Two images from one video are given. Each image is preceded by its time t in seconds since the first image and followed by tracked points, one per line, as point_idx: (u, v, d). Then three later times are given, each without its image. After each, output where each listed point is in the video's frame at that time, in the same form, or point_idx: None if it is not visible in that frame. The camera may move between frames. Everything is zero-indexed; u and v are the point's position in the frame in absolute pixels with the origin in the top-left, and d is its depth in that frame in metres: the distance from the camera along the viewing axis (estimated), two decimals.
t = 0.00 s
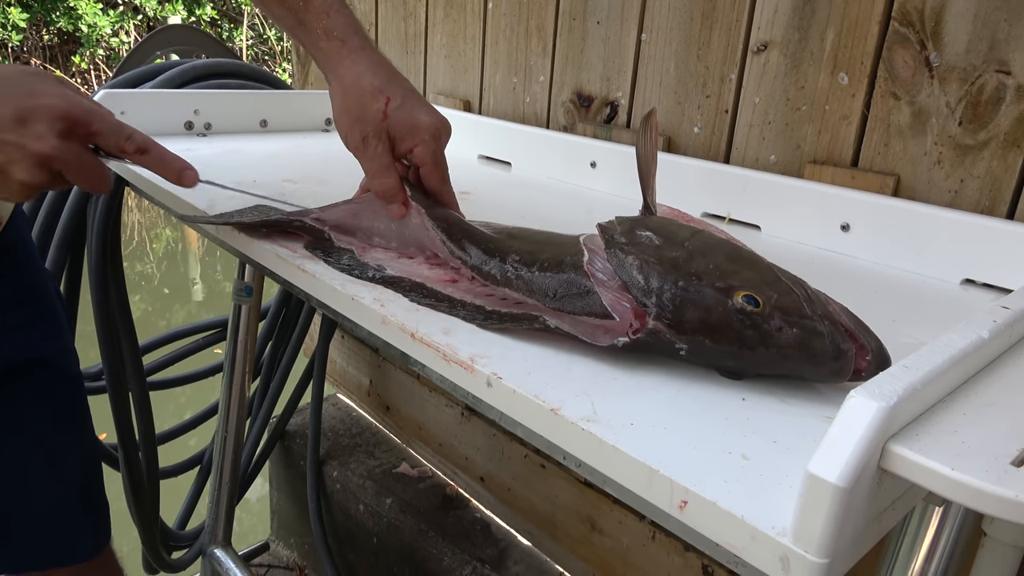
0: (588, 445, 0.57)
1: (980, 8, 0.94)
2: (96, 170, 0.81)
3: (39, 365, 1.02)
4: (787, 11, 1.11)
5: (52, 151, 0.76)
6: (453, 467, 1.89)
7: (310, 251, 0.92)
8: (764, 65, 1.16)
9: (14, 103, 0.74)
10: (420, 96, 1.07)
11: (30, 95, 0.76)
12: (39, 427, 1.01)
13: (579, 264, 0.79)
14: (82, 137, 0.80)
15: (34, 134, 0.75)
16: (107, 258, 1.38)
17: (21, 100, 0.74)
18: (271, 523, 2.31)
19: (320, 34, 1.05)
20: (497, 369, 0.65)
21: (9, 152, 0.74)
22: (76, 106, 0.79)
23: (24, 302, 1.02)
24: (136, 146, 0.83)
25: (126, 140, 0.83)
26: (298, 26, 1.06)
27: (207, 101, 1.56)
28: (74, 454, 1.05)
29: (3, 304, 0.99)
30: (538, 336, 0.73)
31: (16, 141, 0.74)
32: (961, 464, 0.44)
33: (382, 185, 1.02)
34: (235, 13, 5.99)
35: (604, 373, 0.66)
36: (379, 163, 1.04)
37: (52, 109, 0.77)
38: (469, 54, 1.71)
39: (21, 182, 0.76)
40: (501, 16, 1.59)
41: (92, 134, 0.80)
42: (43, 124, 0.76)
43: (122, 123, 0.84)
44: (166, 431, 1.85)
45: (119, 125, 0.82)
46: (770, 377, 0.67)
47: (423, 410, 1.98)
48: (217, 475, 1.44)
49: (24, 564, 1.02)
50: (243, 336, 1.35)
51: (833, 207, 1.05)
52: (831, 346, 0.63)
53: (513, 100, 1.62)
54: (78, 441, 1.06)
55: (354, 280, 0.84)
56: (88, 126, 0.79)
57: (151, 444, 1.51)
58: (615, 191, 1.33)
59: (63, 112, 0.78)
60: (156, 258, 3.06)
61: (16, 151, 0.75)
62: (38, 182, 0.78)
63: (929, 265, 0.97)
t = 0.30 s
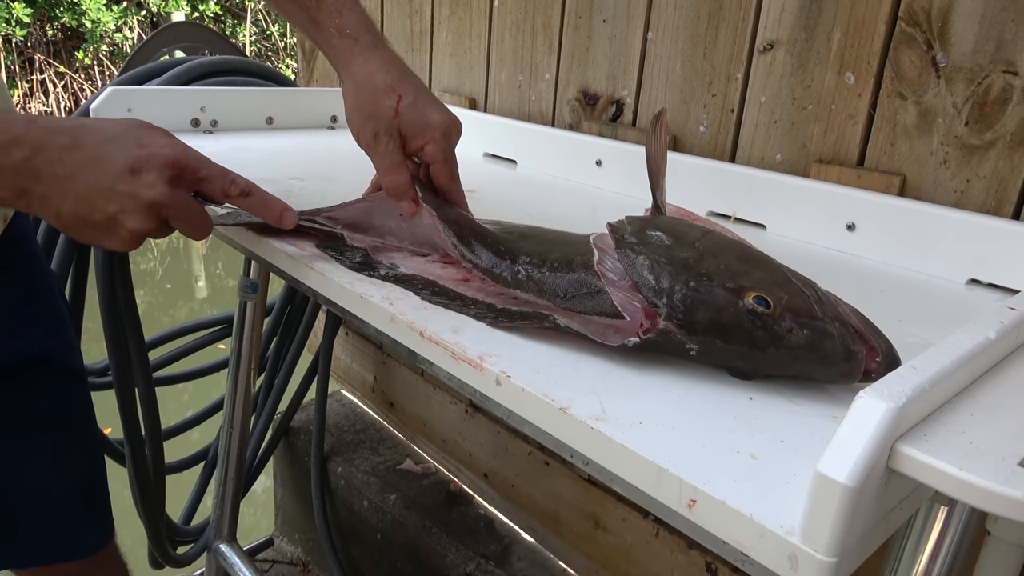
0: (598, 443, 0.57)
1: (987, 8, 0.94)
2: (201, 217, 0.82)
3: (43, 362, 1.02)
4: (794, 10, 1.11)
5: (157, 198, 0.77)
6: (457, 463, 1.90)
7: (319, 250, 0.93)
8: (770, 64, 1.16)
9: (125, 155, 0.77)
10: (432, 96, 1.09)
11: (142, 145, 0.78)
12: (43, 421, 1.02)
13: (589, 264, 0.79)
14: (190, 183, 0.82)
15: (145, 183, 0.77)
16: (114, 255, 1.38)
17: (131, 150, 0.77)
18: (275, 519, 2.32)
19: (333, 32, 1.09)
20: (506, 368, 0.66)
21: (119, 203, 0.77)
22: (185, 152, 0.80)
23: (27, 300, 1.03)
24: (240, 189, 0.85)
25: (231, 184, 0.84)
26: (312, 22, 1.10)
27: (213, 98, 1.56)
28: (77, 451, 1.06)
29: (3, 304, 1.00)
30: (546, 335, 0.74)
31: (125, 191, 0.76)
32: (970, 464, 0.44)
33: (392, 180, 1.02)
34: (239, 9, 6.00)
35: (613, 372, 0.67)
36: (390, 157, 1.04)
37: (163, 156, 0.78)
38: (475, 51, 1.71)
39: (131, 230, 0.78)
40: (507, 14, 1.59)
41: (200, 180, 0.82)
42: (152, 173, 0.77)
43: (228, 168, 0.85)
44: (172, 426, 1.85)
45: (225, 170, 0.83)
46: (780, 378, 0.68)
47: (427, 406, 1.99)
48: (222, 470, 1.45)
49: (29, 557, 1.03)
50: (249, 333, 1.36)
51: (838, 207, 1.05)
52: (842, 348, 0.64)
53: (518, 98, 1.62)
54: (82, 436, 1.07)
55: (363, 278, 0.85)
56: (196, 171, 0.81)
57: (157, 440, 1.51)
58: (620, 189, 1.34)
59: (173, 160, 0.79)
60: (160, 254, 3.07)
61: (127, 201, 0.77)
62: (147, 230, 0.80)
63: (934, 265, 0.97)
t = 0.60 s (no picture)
0: (603, 439, 0.58)
1: (994, 7, 0.93)
2: (224, 212, 0.82)
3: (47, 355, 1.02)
4: (800, 8, 1.11)
5: (185, 188, 0.77)
6: (459, 459, 1.90)
7: (324, 245, 0.93)
8: (777, 62, 1.16)
9: (157, 144, 0.77)
10: (445, 92, 1.09)
11: (172, 136, 0.78)
12: (47, 415, 1.02)
13: (594, 260, 0.80)
14: (216, 177, 0.82)
15: (174, 173, 0.77)
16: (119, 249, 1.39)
17: (162, 140, 0.78)
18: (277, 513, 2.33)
19: (349, 24, 1.10)
20: (512, 363, 0.66)
21: (146, 191, 0.76)
22: (215, 146, 0.81)
23: (29, 293, 1.02)
24: (265, 186, 0.87)
25: (257, 180, 0.86)
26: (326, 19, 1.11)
27: (219, 94, 1.57)
28: (82, 447, 1.06)
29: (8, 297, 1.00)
30: (554, 332, 0.73)
31: (154, 180, 0.76)
32: (975, 461, 0.44)
33: (396, 173, 1.02)
34: (243, 4, 6.01)
35: (618, 367, 0.67)
36: (396, 151, 1.04)
37: (193, 148, 0.79)
38: (480, 47, 1.71)
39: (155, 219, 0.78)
40: (512, 10, 1.59)
41: (227, 175, 0.83)
42: (182, 163, 0.78)
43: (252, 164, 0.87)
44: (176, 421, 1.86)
45: (253, 166, 0.85)
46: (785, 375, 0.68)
47: (430, 402, 2.00)
48: (226, 465, 1.46)
49: (33, 552, 1.03)
50: (253, 327, 1.36)
51: (843, 205, 1.05)
52: (847, 345, 0.64)
53: (523, 95, 1.62)
54: (86, 430, 1.07)
55: (368, 274, 0.85)
56: (224, 165, 0.82)
57: (161, 434, 1.52)
58: (625, 186, 1.34)
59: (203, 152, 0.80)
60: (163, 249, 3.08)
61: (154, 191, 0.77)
62: (170, 220, 0.79)
63: (939, 264, 0.97)
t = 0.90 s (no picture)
0: (604, 441, 0.58)
1: (996, 7, 0.93)
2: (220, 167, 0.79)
3: (57, 353, 1.02)
4: (802, 8, 1.11)
5: (201, 129, 0.74)
6: (461, 459, 1.91)
7: (328, 246, 0.94)
8: (779, 62, 1.16)
9: (174, 84, 0.74)
10: (435, 97, 1.07)
11: (189, 81, 0.76)
12: (58, 415, 1.02)
13: (587, 262, 0.80)
14: (224, 131, 0.80)
15: (190, 115, 0.74)
16: (122, 249, 1.39)
17: (179, 82, 0.75)
18: (280, 511, 2.33)
19: (338, 39, 1.09)
20: (514, 365, 0.66)
21: (156, 125, 0.72)
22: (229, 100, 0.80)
23: (39, 294, 1.02)
24: (268, 154, 0.85)
25: (261, 145, 0.84)
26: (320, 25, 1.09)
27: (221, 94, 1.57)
28: (91, 448, 1.06)
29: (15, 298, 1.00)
30: (550, 333, 0.74)
31: (168, 115, 0.72)
32: (975, 465, 0.44)
33: (399, 193, 1.02)
34: (246, 2, 6.02)
35: (618, 369, 0.67)
36: (396, 168, 1.03)
37: (211, 96, 0.77)
38: (482, 47, 1.71)
39: (157, 156, 0.72)
40: (514, 10, 1.59)
41: (235, 132, 0.81)
42: (198, 108, 0.75)
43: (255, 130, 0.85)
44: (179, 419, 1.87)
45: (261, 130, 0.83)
46: (777, 376, 0.68)
47: (432, 402, 2.00)
48: (229, 463, 1.46)
49: (43, 553, 1.04)
50: (256, 327, 1.36)
51: (844, 205, 1.05)
52: (835, 346, 0.64)
53: (525, 94, 1.62)
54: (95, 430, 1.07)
55: (371, 275, 0.85)
56: (236, 122, 0.80)
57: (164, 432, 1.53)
58: (626, 186, 1.34)
59: (219, 103, 0.78)
60: (165, 248, 3.09)
61: (165, 125, 0.72)
62: (173, 162, 0.74)
63: (941, 265, 0.97)
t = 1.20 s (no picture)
0: (599, 444, 0.58)
1: (992, 10, 0.93)
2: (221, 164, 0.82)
3: (58, 363, 0.99)
4: (799, 11, 1.11)
5: (207, 130, 0.76)
6: (460, 459, 1.91)
7: (325, 248, 0.94)
8: (776, 64, 1.16)
9: (182, 80, 0.75)
10: (436, 113, 1.06)
11: (198, 74, 0.76)
12: (59, 421, 0.99)
13: (580, 265, 0.80)
14: (230, 125, 0.81)
15: (197, 113, 0.75)
16: (122, 250, 1.40)
17: (188, 78, 0.75)
18: (280, 512, 2.34)
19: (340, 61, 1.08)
20: (509, 369, 0.67)
21: (163, 124, 0.74)
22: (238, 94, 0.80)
23: (43, 304, 0.99)
24: (274, 150, 0.85)
25: (266, 141, 0.85)
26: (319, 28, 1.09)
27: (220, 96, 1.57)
28: (96, 461, 1.03)
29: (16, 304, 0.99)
30: (541, 335, 0.74)
31: (176, 114, 0.74)
32: (963, 470, 0.45)
33: (411, 216, 1.02)
34: (246, 2, 6.04)
35: (613, 372, 0.68)
36: (404, 191, 1.04)
37: (220, 92, 0.78)
38: (481, 49, 1.71)
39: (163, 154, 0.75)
40: (512, 12, 1.60)
41: (241, 127, 0.82)
42: (205, 104, 0.76)
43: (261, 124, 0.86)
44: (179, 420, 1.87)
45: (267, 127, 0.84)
46: (767, 379, 0.68)
47: (431, 402, 2.00)
48: (229, 463, 1.47)
49: (46, 564, 1.02)
50: (255, 328, 1.37)
51: (841, 207, 1.06)
52: (825, 350, 0.64)
53: (524, 96, 1.62)
54: (99, 436, 1.04)
55: (368, 278, 0.85)
56: (243, 118, 0.81)
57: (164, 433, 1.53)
58: (624, 188, 1.34)
59: (227, 101, 0.78)
60: (166, 248, 3.10)
61: (171, 124, 0.74)
62: (177, 158, 0.76)
63: (938, 267, 0.97)
